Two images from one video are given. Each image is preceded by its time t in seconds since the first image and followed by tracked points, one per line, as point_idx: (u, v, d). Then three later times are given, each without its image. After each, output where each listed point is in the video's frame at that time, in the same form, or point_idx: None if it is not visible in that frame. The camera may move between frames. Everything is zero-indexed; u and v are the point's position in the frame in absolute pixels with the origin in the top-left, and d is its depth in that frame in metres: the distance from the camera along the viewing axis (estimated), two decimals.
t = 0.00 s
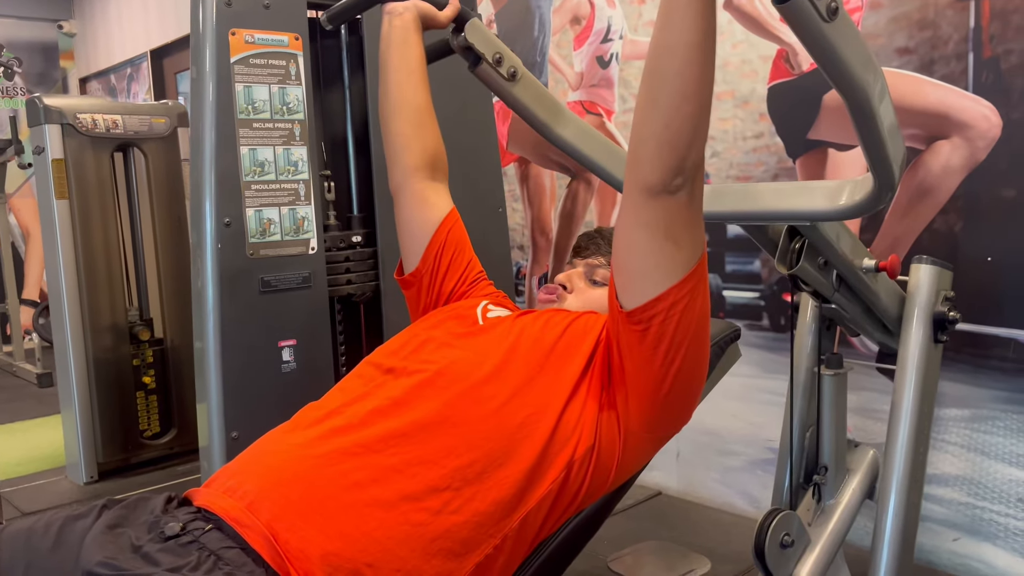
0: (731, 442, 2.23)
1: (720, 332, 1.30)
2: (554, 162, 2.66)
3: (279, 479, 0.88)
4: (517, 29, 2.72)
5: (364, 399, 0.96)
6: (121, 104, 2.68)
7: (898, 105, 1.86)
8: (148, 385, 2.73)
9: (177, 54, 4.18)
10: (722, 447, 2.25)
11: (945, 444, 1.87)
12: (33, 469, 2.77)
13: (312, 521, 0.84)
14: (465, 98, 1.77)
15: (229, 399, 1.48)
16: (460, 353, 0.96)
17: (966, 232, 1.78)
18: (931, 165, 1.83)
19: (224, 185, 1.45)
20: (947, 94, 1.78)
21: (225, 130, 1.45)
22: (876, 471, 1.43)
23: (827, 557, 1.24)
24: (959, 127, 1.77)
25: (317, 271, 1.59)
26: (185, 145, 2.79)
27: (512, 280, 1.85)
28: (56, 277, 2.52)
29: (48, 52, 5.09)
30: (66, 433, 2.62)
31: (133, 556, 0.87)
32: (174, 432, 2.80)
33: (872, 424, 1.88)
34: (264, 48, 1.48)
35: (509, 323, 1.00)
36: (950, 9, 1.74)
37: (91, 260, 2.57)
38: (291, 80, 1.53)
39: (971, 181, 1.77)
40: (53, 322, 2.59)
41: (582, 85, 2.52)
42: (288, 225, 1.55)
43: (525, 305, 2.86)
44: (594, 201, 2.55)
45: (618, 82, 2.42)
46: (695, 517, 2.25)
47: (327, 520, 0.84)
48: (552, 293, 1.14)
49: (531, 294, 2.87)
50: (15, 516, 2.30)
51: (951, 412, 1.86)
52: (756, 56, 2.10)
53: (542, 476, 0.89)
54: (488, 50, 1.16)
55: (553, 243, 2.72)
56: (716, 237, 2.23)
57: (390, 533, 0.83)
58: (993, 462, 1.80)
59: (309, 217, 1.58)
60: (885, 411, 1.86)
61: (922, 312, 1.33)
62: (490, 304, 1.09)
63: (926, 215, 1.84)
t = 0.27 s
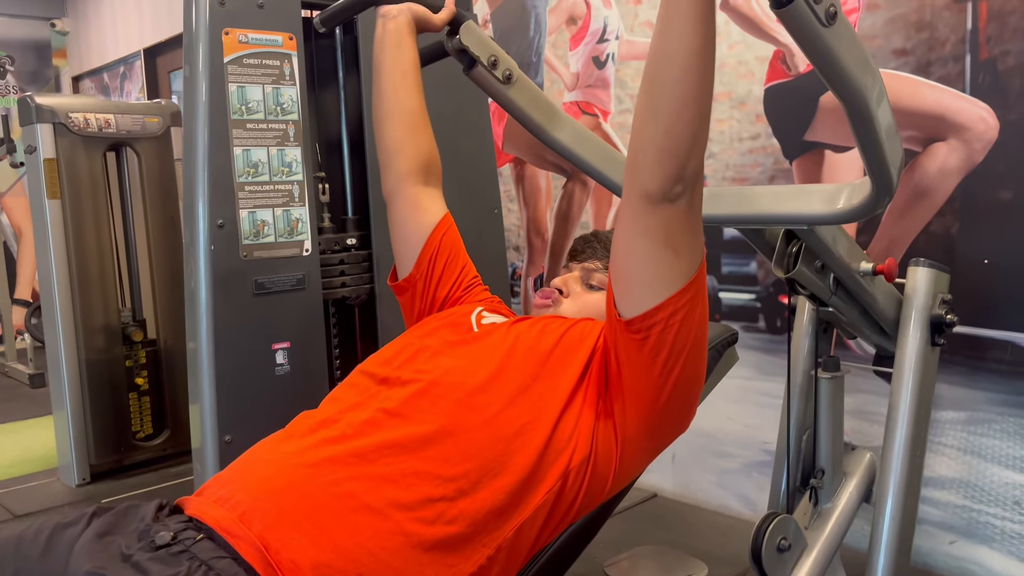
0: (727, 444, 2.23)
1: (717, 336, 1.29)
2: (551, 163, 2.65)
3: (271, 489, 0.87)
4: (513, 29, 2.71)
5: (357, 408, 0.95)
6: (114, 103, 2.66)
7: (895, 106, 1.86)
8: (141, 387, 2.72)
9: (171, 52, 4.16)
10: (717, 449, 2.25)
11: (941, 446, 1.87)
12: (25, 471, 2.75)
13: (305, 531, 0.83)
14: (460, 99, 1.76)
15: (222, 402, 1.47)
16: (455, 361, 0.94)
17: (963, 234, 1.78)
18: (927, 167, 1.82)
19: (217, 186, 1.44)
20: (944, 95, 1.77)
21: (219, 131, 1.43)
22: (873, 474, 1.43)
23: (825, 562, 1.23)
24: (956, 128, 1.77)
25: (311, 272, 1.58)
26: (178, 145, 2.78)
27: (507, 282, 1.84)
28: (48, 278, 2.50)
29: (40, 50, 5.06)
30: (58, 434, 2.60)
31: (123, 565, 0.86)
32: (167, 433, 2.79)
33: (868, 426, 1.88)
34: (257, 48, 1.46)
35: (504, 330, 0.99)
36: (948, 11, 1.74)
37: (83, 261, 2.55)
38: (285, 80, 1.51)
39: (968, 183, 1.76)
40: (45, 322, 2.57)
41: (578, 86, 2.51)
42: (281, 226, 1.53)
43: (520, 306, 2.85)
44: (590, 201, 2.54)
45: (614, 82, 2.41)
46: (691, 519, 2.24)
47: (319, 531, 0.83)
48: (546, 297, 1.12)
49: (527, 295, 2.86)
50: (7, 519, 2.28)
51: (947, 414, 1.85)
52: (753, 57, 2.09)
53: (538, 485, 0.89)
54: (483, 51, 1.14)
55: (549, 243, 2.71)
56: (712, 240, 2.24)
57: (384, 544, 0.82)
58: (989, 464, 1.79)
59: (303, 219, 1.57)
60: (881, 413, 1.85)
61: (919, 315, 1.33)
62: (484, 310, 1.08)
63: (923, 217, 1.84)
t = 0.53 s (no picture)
0: (722, 447, 2.22)
1: (712, 340, 1.28)
2: (546, 165, 2.65)
3: (261, 500, 0.86)
4: (508, 30, 2.70)
5: (349, 418, 0.94)
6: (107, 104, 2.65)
7: (890, 109, 1.86)
8: (134, 389, 2.70)
9: (165, 52, 4.15)
10: (712, 452, 2.25)
11: (936, 450, 1.86)
12: (17, 473, 2.74)
13: (295, 542, 0.82)
14: (454, 101, 1.75)
15: (214, 406, 1.46)
16: (449, 370, 0.94)
17: (958, 237, 1.77)
18: (923, 170, 1.82)
19: (209, 188, 1.43)
20: (939, 99, 1.77)
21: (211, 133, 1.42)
22: (868, 479, 1.42)
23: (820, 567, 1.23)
24: (951, 132, 1.77)
25: (305, 275, 1.57)
26: (172, 145, 2.76)
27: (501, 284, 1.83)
28: (40, 279, 2.49)
29: (34, 49, 5.04)
30: (50, 437, 2.59)
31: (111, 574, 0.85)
32: (160, 436, 2.77)
33: (863, 430, 1.88)
34: (250, 50, 1.45)
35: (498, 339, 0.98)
36: (943, 14, 1.74)
37: (76, 262, 2.54)
38: (278, 82, 1.50)
39: (963, 186, 1.76)
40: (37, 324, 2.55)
41: (573, 87, 2.51)
42: (274, 229, 1.52)
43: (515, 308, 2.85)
44: (585, 203, 2.54)
45: (609, 84, 2.40)
46: (685, 523, 2.24)
47: (309, 541, 0.82)
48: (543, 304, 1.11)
49: (521, 297, 2.85)
50: None
51: (942, 418, 1.85)
52: (748, 59, 2.08)
53: (530, 497, 0.88)
54: (473, 61, 1.16)
55: (544, 245, 2.70)
56: (707, 243, 2.24)
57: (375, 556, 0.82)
58: (984, 468, 1.79)
59: (296, 221, 1.56)
60: (876, 417, 1.85)
61: (914, 318, 1.32)
62: (477, 319, 1.08)
63: (918, 221, 1.84)
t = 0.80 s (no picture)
0: (717, 444, 2.23)
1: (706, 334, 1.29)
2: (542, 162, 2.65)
3: (256, 491, 0.86)
4: (504, 26, 2.70)
5: (343, 409, 0.94)
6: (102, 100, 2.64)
7: (884, 106, 1.86)
8: (129, 385, 2.70)
9: (160, 48, 4.14)
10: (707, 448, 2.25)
11: (930, 446, 1.87)
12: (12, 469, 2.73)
13: (291, 534, 0.82)
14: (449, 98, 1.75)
15: (209, 401, 1.46)
16: (447, 365, 0.94)
17: (953, 234, 1.78)
18: (917, 168, 1.82)
19: (205, 183, 1.43)
20: (934, 96, 1.78)
21: (206, 128, 1.42)
22: (862, 474, 1.43)
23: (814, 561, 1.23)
24: (946, 129, 1.77)
25: (300, 270, 1.58)
26: (167, 141, 2.76)
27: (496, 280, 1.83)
28: (35, 275, 2.48)
29: (29, 45, 5.03)
30: (45, 433, 2.58)
31: (108, 566, 0.85)
32: (155, 432, 2.77)
33: (857, 426, 1.88)
34: (246, 44, 1.45)
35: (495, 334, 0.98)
36: (938, 11, 1.74)
37: (71, 258, 2.53)
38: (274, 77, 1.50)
39: (957, 184, 1.77)
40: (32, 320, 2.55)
41: (569, 84, 2.51)
42: (270, 224, 1.53)
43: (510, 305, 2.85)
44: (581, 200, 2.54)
45: (605, 81, 2.40)
46: (680, 519, 2.24)
47: (305, 533, 0.82)
48: (538, 296, 1.10)
49: (517, 293, 2.85)
50: None
51: (936, 414, 1.86)
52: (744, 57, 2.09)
53: (525, 493, 0.89)
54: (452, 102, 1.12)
55: (539, 242, 2.71)
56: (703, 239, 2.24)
57: (371, 549, 0.82)
58: (977, 464, 1.80)
59: (291, 216, 1.56)
60: (870, 413, 1.86)
61: (908, 315, 1.32)
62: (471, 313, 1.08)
63: (912, 218, 1.84)
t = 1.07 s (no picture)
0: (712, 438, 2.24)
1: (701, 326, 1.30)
2: (537, 157, 2.65)
3: (250, 482, 0.87)
4: (499, 21, 2.70)
5: (340, 398, 0.94)
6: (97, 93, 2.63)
7: (879, 102, 1.86)
8: (124, 379, 2.69)
9: (156, 43, 4.13)
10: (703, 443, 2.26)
11: (924, 440, 1.88)
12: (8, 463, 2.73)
13: (283, 527, 0.83)
14: (444, 92, 1.75)
15: (204, 395, 1.46)
16: (445, 360, 0.93)
17: (947, 229, 1.79)
18: (912, 163, 1.82)
19: (200, 176, 1.43)
20: (929, 91, 1.78)
21: (201, 121, 1.42)
22: (854, 468, 1.43)
23: (807, 553, 1.24)
24: (941, 124, 1.77)
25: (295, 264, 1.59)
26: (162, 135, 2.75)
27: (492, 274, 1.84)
28: (29, 269, 2.48)
29: (25, 39, 5.01)
30: (40, 428, 2.58)
31: (101, 558, 0.85)
32: (151, 426, 2.77)
33: (851, 420, 1.89)
34: (241, 37, 1.45)
35: (493, 327, 0.98)
36: (933, 6, 1.74)
37: (66, 251, 2.53)
38: (269, 70, 1.50)
39: (951, 179, 1.77)
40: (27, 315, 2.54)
41: (565, 79, 2.51)
42: (265, 217, 1.53)
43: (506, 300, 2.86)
44: (577, 195, 2.55)
45: (601, 76, 2.41)
46: (675, 513, 2.25)
47: (297, 528, 0.83)
48: (544, 263, 1.10)
49: (512, 289, 2.86)
50: None
51: (929, 409, 1.87)
52: (739, 52, 2.09)
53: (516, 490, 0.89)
54: (427, 166, 1.21)
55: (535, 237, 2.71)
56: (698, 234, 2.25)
57: (362, 543, 0.83)
58: (970, 458, 1.81)
59: (286, 210, 1.56)
60: (864, 407, 1.86)
61: (903, 311, 1.33)
62: (467, 305, 1.09)
63: (907, 212, 1.85)
